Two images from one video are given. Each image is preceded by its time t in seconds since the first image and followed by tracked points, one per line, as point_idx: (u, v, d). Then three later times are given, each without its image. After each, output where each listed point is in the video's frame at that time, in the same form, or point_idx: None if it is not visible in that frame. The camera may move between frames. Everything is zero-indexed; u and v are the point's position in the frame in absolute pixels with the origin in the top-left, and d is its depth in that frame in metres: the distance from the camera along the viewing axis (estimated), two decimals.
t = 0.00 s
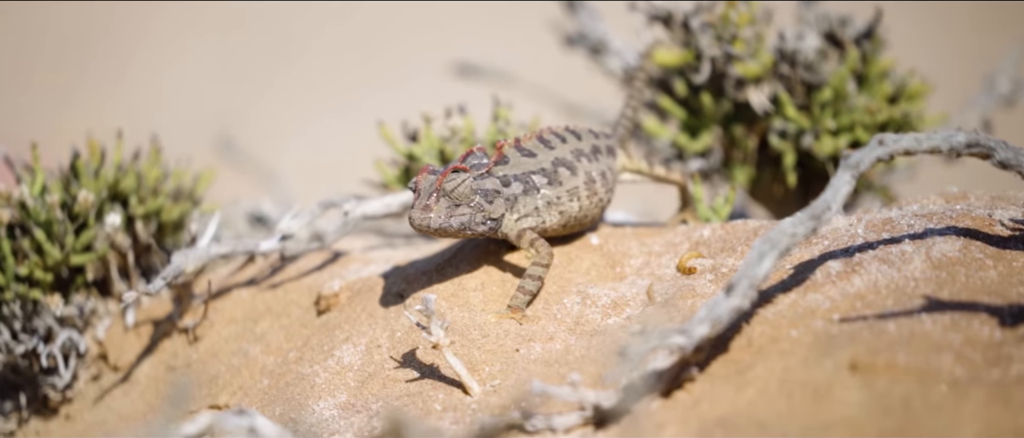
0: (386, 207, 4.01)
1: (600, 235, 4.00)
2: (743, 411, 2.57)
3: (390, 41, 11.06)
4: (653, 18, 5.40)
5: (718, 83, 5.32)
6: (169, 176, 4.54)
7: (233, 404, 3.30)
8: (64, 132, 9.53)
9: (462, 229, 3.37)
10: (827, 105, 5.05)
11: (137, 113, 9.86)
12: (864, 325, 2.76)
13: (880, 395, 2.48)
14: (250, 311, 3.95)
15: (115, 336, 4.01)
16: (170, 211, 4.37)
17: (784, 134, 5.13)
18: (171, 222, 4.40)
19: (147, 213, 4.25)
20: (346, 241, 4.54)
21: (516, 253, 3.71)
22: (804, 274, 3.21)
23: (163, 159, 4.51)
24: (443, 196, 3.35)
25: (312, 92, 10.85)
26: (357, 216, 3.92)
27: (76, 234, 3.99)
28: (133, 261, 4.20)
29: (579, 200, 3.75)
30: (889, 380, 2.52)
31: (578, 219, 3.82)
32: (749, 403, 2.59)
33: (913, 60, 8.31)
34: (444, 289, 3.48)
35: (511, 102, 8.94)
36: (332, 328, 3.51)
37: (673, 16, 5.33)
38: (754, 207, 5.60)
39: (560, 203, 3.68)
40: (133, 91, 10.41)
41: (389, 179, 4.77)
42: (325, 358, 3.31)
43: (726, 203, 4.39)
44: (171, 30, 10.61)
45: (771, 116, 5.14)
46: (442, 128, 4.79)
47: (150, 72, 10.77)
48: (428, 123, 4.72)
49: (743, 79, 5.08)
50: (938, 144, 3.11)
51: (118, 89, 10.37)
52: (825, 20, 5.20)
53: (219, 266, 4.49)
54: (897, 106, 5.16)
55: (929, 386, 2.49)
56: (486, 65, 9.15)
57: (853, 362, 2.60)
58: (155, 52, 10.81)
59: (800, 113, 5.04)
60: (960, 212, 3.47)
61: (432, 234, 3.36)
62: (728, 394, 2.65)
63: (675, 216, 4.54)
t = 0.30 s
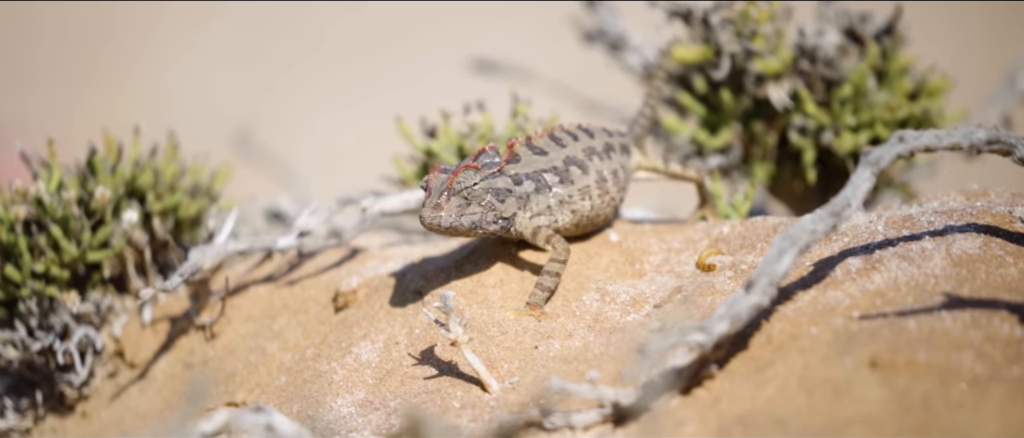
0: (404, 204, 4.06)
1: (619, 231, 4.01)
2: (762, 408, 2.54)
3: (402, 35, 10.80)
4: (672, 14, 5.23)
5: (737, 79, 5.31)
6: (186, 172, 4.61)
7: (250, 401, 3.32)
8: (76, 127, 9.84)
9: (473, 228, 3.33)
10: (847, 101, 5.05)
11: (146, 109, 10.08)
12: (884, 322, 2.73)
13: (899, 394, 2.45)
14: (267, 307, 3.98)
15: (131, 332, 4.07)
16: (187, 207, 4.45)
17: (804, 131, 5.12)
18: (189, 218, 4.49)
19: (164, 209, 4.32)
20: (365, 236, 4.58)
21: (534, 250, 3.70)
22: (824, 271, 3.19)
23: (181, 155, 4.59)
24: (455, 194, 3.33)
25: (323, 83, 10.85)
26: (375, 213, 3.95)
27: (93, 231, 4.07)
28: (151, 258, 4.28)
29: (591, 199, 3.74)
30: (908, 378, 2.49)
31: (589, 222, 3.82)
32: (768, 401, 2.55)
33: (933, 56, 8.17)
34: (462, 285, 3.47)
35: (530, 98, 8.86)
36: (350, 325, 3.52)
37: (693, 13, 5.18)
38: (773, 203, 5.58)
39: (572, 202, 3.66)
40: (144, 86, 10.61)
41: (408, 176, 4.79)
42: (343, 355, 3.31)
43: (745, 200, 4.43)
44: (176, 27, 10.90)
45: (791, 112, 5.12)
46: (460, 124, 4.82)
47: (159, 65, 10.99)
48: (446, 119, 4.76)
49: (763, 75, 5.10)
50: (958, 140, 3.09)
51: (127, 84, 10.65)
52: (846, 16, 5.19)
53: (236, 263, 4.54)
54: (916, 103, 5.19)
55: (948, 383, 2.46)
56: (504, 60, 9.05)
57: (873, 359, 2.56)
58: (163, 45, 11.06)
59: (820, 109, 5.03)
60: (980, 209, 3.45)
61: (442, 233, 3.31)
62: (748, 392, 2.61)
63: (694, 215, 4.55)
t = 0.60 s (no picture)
0: (418, 201, 4.03)
1: (633, 229, 4.02)
2: (777, 407, 2.47)
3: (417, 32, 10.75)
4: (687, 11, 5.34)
5: (752, 77, 5.30)
6: (200, 169, 4.62)
7: (264, 399, 3.33)
8: (93, 123, 9.96)
9: (477, 227, 3.28)
10: (862, 99, 5.04)
11: (157, 105, 10.17)
12: (898, 320, 2.68)
13: (915, 391, 2.38)
14: (281, 305, 4.00)
15: (146, 330, 4.11)
16: (200, 204, 4.47)
17: (819, 129, 5.11)
18: (202, 215, 4.50)
19: (177, 206, 4.34)
20: (379, 235, 4.60)
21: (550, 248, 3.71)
22: (839, 270, 3.17)
23: (195, 151, 4.61)
24: (461, 194, 3.27)
25: (336, 81, 10.86)
26: (389, 211, 3.94)
27: (107, 228, 4.08)
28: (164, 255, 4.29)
29: (599, 198, 3.72)
30: (923, 376, 2.42)
31: (596, 223, 3.80)
32: (783, 400, 2.49)
33: (950, 55, 8.14)
34: (476, 283, 3.49)
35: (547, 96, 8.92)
36: (364, 322, 3.54)
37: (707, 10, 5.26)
38: (788, 200, 5.58)
39: (580, 201, 3.64)
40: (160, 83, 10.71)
41: (422, 173, 4.79)
42: (357, 353, 3.32)
43: (760, 198, 4.39)
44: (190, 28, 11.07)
45: (807, 110, 5.11)
46: (476, 122, 4.87)
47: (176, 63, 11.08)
48: (461, 117, 4.82)
49: (778, 73, 5.09)
50: (974, 138, 3.09)
51: (138, 82, 10.73)
52: (861, 14, 5.18)
53: (251, 260, 4.57)
54: (932, 101, 5.15)
55: (962, 381, 2.39)
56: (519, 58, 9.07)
57: (888, 358, 2.49)
58: (182, 43, 11.18)
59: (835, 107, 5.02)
60: (997, 207, 3.44)
61: (446, 232, 3.25)
62: (763, 390, 2.55)
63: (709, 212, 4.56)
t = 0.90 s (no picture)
0: (427, 198, 4.06)
1: (642, 228, 4.02)
2: (786, 405, 2.46)
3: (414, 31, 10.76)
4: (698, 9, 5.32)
5: (762, 75, 5.30)
6: (209, 167, 4.61)
7: (273, 397, 3.33)
8: (99, 124, 9.92)
9: (483, 224, 3.24)
10: (872, 98, 5.05)
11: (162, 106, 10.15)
12: (908, 319, 2.66)
13: (924, 389, 2.37)
14: (290, 304, 4.01)
15: (154, 328, 4.11)
16: (209, 202, 4.45)
17: (829, 127, 5.11)
18: (210, 213, 4.48)
19: (186, 204, 4.33)
20: (389, 233, 4.61)
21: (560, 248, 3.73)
22: (848, 268, 3.16)
23: (203, 149, 4.60)
24: (465, 192, 3.22)
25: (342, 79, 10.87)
26: (398, 208, 3.98)
27: (115, 226, 4.08)
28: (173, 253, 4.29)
29: (606, 197, 3.70)
30: (933, 374, 2.40)
31: (602, 221, 3.77)
32: (793, 398, 2.47)
33: (957, 54, 8.11)
34: (486, 282, 3.52)
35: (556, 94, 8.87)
36: (373, 321, 3.55)
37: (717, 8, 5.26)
38: (798, 199, 5.59)
39: (586, 199, 3.62)
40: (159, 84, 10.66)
41: (430, 171, 4.78)
42: (366, 351, 3.32)
43: (770, 197, 4.41)
44: (187, 26, 10.93)
45: (817, 108, 5.12)
46: (485, 120, 4.88)
47: (172, 63, 10.99)
48: (470, 114, 4.82)
49: (788, 71, 5.08)
50: (983, 137, 3.07)
51: (140, 81, 10.69)
52: (871, 12, 5.17)
53: (259, 258, 4.56)
54: (942, 100, 5.15)
55: (972, 379, 2.36)
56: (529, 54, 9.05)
57: (898, 356, 2.48)
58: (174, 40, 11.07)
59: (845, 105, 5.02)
60: (1006, 206, 3.44)
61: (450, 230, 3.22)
62: (773, 388, 2.54)
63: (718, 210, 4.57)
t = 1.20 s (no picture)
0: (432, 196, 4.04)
1: (647, 226, 4.03)
2: (791, 404, 2.45)
3: (426, 34, 10.83)
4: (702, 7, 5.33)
5: (766, 73, 5.30)
6: (214, 164, 4.62)
7: (277, 395, 3.33)
8: (104, 121, 9.92)
9: (483, 223, 3.24)
10: (877, 96, 5.06)
11: (166, 102, 10.14)
12: (913, 317, 2.65)
13: (928, 388, 2.37)
14: (294, 302, 4.02)
15: (158, 326, 4.12)
16: (213, 200, 4.45)
17: (834, 125, 5.12)
18: (215, 211, 4.49)
19: (191, 202, 4.33)
20: (394, 231, 4.63)
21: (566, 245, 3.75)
22: (853, 266, 3.16)
23: (208, 147, 4.61)
24: (466, 191, 3.21)
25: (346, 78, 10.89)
26: (403, 207, 3.97)
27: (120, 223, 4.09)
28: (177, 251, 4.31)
29: (606, 196, 3.70)
30: (937, 372, 2.40)
31: (604, 220, 3.76)
32: (797, 397, 2.47)
33: (961, 50, 8.10)
34: (491, 280, 3.55)
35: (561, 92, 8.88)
36: (377, 319, 3.55)
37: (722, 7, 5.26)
38: (803, 197, 5.60)
39: (586, 199, 3.62)
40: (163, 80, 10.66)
41: (435, 169, 4.78)
42: (370, 349, 3.32)
43: (775, 195, 4.42)
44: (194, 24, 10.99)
45: (821, 106, 5.13)
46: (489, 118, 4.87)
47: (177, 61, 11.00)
48: (474, 112, 4.81)
49: (792, 69, 5.09)
50: (987, 135, 3.07)
51: (143, 78, 10.67)
52: (875, 10, 5.18)
53: (263, 256, 4.56)
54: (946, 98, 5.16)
55: (977, 378, 2.37)
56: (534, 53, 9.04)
57: (902, 354, 2.47)
58: (184, 40, 11.08)
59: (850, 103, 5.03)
60: (1011, 204, 3.44)
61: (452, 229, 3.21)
62: (777, 386, 2.53)
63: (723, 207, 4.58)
